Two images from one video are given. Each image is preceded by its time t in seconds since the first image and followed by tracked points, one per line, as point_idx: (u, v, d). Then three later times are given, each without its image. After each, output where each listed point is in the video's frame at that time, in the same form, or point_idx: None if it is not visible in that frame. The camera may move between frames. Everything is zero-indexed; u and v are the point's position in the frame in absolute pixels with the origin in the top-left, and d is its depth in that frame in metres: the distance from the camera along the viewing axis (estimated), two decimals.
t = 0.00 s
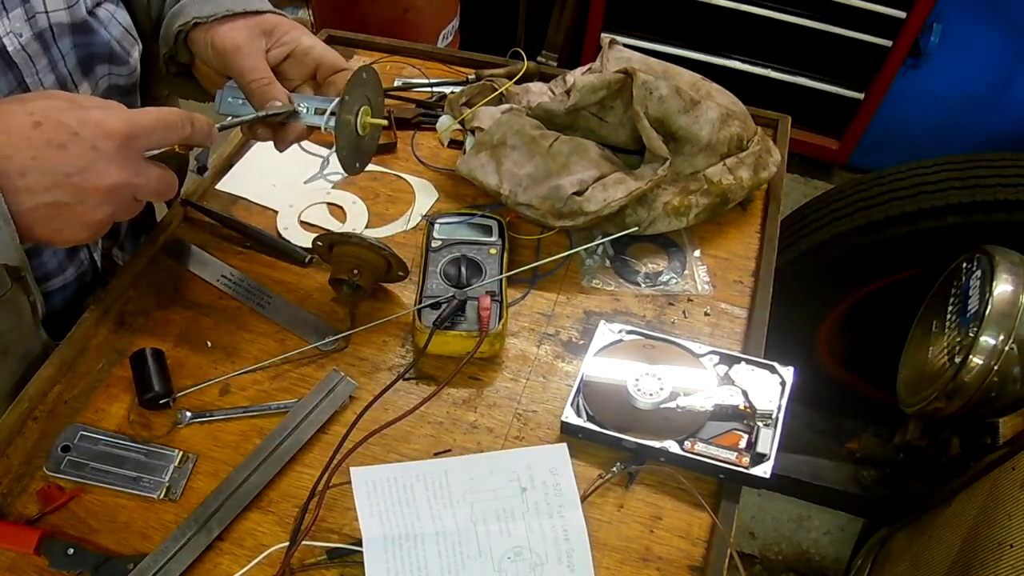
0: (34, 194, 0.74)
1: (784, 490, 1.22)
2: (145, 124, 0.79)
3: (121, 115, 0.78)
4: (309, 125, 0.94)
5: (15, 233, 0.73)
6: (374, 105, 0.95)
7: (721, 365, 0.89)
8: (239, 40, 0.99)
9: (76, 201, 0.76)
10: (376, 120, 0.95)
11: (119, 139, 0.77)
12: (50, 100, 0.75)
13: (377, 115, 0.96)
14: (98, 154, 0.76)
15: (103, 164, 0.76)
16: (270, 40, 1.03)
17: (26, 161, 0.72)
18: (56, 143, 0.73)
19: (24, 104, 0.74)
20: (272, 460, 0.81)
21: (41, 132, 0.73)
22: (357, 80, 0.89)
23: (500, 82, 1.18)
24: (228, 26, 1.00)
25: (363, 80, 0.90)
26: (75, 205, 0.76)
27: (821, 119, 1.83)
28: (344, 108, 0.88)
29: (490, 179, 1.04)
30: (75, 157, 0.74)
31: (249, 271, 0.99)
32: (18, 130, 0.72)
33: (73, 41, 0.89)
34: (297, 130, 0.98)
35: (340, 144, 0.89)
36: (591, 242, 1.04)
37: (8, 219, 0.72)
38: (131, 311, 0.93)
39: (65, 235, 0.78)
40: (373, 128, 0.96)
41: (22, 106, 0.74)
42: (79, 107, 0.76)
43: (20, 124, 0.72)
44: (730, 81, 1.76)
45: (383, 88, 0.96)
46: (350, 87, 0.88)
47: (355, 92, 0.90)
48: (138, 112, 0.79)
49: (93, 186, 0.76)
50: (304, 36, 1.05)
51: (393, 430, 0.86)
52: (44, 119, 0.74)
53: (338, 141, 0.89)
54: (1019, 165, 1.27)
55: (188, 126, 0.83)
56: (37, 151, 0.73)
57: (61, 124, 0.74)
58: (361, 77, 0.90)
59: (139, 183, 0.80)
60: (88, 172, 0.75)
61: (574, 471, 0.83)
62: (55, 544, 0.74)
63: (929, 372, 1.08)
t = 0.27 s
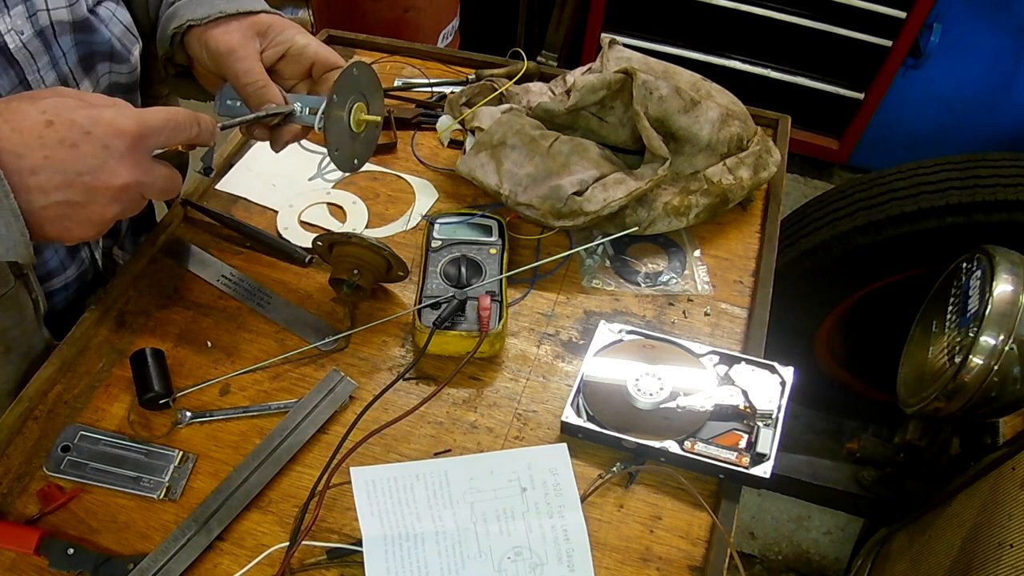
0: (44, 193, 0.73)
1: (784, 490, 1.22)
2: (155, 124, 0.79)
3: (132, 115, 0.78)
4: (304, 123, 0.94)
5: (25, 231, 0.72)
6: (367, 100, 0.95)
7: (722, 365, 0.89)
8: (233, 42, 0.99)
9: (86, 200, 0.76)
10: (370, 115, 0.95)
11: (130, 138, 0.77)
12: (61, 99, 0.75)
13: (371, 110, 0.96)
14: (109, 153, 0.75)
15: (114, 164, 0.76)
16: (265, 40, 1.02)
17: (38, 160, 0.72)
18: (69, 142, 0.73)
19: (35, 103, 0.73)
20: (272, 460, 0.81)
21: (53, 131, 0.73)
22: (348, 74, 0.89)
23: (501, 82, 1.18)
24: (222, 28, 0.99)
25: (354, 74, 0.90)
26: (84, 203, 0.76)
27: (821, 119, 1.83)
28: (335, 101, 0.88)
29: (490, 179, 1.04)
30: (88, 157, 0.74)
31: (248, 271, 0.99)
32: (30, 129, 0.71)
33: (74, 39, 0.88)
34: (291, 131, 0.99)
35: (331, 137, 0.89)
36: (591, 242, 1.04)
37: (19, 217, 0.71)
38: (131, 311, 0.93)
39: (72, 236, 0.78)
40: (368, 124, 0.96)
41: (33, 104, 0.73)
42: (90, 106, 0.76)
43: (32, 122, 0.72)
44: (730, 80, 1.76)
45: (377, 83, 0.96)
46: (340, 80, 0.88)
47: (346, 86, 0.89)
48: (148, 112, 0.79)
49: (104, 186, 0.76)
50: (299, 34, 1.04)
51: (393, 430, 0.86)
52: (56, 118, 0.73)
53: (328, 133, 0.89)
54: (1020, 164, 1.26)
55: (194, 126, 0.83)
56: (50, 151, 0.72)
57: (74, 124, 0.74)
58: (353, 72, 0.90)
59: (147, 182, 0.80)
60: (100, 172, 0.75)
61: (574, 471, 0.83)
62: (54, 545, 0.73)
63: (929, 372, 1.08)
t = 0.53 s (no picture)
0: (50, 192, 0.73)
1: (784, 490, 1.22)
2: (161, 124, 0.80)
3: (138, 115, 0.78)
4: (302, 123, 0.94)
5: (30, 228, 0.72)
6: (368, 97, 0.94)
7: (721, 365, 0.89)
8: (227, 47, 0.98)
9: (92, 200, 0.76)
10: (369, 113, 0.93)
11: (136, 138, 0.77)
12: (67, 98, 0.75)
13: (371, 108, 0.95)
14: (116, 153, 0.76)
15: (120, 163, 0.76)
16: (259, 42, 1.01)
17: (45, 158, 0.71)
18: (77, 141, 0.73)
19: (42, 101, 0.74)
20: (272, 460, 0.81)
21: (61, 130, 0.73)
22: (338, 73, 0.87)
23: (501, 82, 1.18)
24: (215, 33, 0.98)
25: (348, 73, 0.88)
26: (90, 203, 0.76)
27: (821, 119, 1.83)
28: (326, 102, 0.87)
29: (490, 179, 1.04)
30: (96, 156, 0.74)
31: (248, 271, 0.99)
32: (37, 127, 0.71)
33: (74, 38, 0.89)
34: (291, 134, 1.00)
35: (320, 137, 0.88)
36: (591, 242, 1.04)
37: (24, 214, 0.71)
38: (131, 311, 0.93)
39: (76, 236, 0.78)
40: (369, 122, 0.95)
41: (40, 103, 0.74)
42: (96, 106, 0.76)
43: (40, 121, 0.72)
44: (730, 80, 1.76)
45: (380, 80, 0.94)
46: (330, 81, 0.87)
47: (338, 85, 0.88)
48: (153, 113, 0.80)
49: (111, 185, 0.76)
50: (293, 32, 1.02)
51: (393, 430, 0.86)
52: (64, 117, 0.73)
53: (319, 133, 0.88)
54: (1020, 165, 1.26)
55: (197, 129, 0.84)
56: (57, 150, 0.72)
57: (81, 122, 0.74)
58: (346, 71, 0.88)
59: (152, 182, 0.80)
60: (107, 171, 0.75)
61: (574, 471, 0.83)
62: (54, 545, 0.73)
63: (929, 372, 1.08)
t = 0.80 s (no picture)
0: (61, 207, 0.72)
1: (784, 490, 1.22)
2: (177, 143, 0.79)
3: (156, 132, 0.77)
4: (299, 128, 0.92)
5: (42, 224, 0.69)
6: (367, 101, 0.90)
7: (721, 365, 0.89)
8: (217, 60, 0.97)
9: (97, 216, 0.75)
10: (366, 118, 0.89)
11: (151, 154, 0.76)
12: (88, 103, 0.72)
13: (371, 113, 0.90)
14: (132, 177, 0.75)
15: (132, 185, 0.76)
16: (251, 48, 0.98)
17: (63, 178, 0.70)
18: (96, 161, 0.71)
19: (68, 105, 0.70)
20: (271, 460, 0.81)
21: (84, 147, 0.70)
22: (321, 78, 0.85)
23: (501, 82, 1.18)
24: (206, 44, 0.97)
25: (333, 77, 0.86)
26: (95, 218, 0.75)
27: (821, 119, 1.83)
28: (308, 107, 0.85)
29: (490, 179, 1.04)
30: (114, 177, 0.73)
31: (248, 271, 0.99)
32: (60, 143, 0.69)
33: (71, 37, 0.89)
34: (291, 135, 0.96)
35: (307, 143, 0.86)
36: (591, 242, 1.04)
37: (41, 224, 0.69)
38: (131, 311, 0.93)
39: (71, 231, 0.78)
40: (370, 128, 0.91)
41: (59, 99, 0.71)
42: (117, 118, 0.73)
43: (65, 134, 0.69)
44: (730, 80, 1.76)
45: (379, 82, 0.90)
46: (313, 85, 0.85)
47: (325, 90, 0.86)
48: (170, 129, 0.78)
49: (119, 204, 0.76)
50: (282, 36, 0.98)
51: (393, 430, 0.86)
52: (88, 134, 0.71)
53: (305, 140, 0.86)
54: (1020, 165, 1.26)
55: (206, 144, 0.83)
56: (77, 170, 0.70)
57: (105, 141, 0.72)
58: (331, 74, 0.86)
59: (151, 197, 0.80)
60: (119, 193, 0.75)
61: (574, 471, 0.83)
62: (54, 545, 0.73)
63: (929, 372, 1.08)
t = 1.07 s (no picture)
0: (66, 219, 0.74)
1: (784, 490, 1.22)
2: (177, 157, 0.80)
3: (159, 148, 0.78)
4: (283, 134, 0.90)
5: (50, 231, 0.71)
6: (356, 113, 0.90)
7: (721, 365, 0.89)
8: (210, 66, 0.97)
9: (97, 226, 0.77)
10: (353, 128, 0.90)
11: (154, 170, 0.78)
12: (95, 119, 0.73)
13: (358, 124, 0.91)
14: (135, 193, 0.77)
15: (135, 200, 0.78)
16: (245, 53, 0.98)
17: (72, 194, 0.72)
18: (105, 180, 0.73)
19: (78, 124, 0.71)
20: (271, 460, 0.81)
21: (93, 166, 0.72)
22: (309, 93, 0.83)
23: (501, 82, 1.18)
24: (199, 50, 0.97)
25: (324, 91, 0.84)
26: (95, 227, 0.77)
27: (821, 119, 1.83)
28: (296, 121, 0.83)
29: (490, 179, 1.04)
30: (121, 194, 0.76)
31: (248, 271, 0.99)
32: (71, 163, 0.71)
33: (67, 36, 0.88)
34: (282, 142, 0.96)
35: (291, 156, 0.85)
36: (591, 242, 1.04)
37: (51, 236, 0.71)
38: (131, 311, 0.93)
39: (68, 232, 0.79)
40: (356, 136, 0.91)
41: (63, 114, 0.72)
42: (121, 134, 0.75)
43: (74, 152, 0.71)
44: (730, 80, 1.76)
45: (372, 97, 0.91)
46: (300, 101, 0.82)
47: (312, 105, 0.84)
48: (171, 144, 0.80)
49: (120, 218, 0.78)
50: (276, 43, 0.97)
51: (393, 430, 0.86)
52: (97, 152, 0.72)
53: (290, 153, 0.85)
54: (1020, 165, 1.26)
55: (203, 154, 0.84)
56: (86, 187, 0.72)
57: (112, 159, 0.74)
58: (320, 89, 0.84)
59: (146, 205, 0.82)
60: (123, 199, 0.76)
61: (574, 471, 0.83)
62: (54, 545, 0.73)
63: (929, 372, 1.08)
